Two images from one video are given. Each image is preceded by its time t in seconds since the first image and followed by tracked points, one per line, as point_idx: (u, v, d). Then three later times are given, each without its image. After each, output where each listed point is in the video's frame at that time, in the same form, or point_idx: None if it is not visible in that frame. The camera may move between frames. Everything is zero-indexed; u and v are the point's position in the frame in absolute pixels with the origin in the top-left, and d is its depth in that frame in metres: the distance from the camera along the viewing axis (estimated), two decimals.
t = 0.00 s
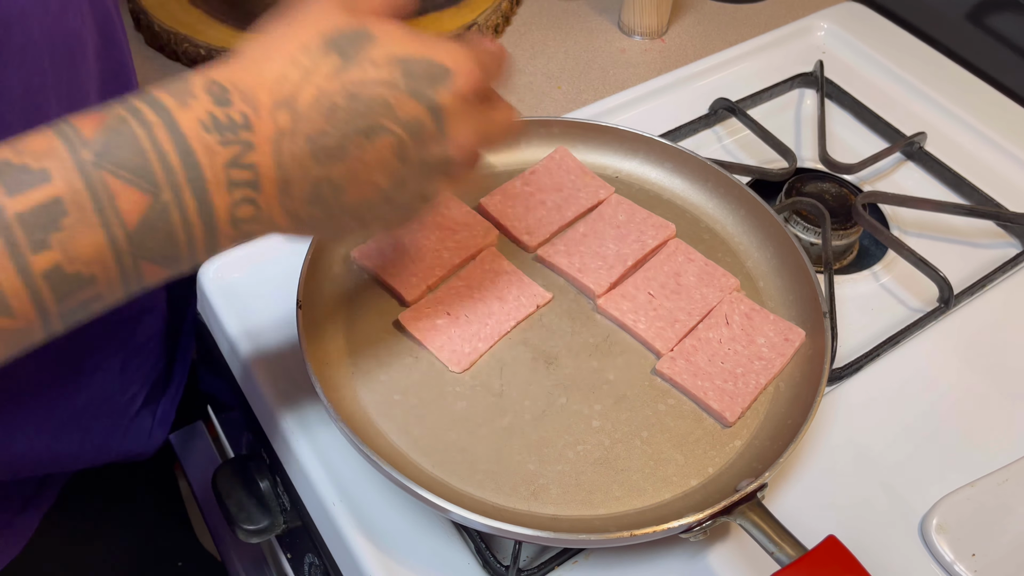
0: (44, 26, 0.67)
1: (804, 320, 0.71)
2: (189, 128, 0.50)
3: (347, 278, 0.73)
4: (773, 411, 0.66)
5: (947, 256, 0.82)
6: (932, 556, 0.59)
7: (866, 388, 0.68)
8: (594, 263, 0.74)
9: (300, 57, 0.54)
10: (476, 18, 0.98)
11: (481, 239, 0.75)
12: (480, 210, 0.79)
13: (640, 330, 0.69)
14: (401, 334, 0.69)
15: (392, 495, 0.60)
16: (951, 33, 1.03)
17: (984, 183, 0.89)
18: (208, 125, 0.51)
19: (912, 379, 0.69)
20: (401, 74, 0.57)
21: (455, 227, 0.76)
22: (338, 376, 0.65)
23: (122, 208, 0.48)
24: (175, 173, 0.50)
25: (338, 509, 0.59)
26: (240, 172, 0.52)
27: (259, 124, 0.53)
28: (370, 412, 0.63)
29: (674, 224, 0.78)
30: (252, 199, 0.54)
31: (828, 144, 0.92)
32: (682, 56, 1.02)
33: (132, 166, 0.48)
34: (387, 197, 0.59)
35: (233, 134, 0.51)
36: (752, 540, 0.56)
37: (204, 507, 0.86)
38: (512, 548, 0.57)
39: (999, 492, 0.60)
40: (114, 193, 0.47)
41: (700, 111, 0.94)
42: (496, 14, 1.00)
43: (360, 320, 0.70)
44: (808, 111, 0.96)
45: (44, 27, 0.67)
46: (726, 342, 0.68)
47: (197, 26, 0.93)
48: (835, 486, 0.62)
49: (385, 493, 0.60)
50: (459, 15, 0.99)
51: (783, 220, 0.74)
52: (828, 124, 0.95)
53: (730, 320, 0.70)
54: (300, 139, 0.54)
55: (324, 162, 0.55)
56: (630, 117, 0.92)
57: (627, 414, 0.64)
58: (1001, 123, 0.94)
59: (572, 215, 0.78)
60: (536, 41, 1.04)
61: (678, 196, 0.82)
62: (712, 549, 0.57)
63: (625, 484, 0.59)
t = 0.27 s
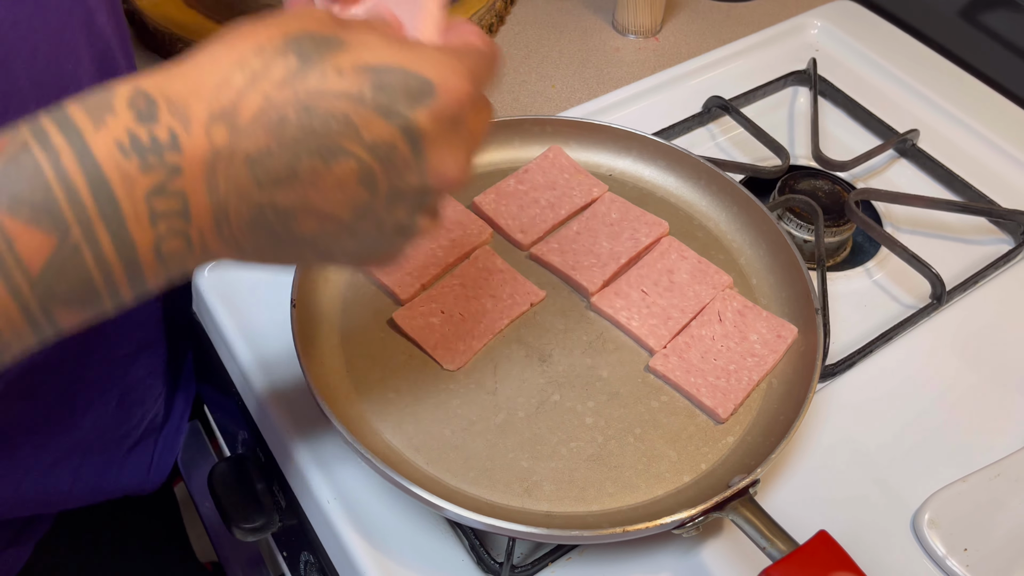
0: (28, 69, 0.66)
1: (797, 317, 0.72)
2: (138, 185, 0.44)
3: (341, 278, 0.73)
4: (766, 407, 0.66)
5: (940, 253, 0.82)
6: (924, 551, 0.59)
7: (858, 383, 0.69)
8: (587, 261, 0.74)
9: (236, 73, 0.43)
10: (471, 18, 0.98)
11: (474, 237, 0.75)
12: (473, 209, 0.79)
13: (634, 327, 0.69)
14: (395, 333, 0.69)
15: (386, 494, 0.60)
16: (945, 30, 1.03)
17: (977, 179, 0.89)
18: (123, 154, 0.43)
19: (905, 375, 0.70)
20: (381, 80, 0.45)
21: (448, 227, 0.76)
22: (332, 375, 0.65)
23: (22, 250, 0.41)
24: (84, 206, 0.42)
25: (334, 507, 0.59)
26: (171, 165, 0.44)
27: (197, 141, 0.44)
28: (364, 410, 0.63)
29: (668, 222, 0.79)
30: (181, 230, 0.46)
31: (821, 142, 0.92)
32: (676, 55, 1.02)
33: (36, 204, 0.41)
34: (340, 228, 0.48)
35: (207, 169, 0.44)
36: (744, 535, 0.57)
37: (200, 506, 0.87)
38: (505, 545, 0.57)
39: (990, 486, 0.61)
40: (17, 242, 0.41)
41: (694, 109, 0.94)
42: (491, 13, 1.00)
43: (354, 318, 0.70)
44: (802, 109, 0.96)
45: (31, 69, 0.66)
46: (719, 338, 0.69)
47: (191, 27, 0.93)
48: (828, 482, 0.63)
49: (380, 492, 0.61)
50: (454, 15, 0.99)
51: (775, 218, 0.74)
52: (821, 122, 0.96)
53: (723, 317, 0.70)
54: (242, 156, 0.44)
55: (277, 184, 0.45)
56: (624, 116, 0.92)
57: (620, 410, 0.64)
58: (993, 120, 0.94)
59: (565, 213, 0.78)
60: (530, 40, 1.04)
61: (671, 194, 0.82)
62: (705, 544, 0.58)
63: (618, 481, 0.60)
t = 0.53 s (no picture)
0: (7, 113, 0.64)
1: (790, 315, 0.72)
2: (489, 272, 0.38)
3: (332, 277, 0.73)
4: (758, 405, 0.66)
5: (934, 251, 0.82)
6: (917, 549, 0.59)
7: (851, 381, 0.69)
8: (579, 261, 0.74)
9: (610, 185, 0.46)
10: (464, 17, 0.98)
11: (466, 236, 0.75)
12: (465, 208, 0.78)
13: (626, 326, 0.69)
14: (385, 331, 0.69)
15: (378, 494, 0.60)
16: (938, 28, 1.04)
17: (970, 177, 0.89)
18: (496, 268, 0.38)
19: (897, 373, 0.70)
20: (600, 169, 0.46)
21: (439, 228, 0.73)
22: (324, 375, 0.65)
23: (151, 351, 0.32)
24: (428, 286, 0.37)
25: (326, 508, 0.59)
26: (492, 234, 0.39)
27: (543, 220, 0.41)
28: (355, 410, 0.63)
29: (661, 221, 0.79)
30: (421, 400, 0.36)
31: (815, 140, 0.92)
32: (670, 54, 1.02)
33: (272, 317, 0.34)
34: (651, 313, 0.43)
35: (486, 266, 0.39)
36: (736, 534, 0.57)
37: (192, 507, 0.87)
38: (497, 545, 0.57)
39: (984, 483, 0.60)
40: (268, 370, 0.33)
41: (687, 108, 0.94)
42: (484, 12, 1.00)
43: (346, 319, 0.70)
44: (795, 107, 0.96)
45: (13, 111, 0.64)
46: (712, 337, 0.68)
47: (184, 27, 0.93)
48: (820, 481, 0.63)
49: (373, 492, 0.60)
50: (447, 14, 0.99)
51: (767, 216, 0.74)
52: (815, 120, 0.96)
53: (716, 315, 0.70)
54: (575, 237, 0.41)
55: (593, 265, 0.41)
56: (617, 115, 0.92)
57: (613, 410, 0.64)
58: (986, 118, 0.94)
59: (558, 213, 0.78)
60: (524, 39, 1.04)
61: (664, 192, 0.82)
62: (697, 543, 0.58)
63: (610, 480, 0.60)
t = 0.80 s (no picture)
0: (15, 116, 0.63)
1: (791, 314, 0.71)
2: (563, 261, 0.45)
3: (331, 278, 0.72)
4: (760, 405, 0.65)
5: (937, 248, 0.81)
6: (922, 550, 0.58)
7: (853, 381, 0.68)
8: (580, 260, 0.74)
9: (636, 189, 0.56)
10: (462, 16, 0.98)
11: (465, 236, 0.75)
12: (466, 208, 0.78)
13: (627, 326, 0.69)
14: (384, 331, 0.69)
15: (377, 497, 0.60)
16: (939, 24, 1.03)
17: (973, 174, 0.88)
18: (578, 259, 0.46)
19: (901, 372, 0.69)
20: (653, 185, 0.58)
21: (439, 227, 0.73)
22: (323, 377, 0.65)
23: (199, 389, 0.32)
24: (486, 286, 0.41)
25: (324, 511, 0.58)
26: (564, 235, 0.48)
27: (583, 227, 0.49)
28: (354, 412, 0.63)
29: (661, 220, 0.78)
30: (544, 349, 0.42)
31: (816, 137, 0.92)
32: (669, 51, 1.02)
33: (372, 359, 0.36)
34: (691, 270, 0.54)
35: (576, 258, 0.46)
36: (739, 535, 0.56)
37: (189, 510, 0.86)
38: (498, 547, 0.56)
39: (988, 484, 0.60)
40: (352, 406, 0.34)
41: (687, 106, 0.93)
42: (483, 11, 1.00)
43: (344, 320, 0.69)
44: (796, 104, 0.95)
45: (22, 114, 0.63)
46: (713, 337, 0.68)
47: (181, 27, 0.93)
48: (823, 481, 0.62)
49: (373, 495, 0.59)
50: (445, 12, 0.99)
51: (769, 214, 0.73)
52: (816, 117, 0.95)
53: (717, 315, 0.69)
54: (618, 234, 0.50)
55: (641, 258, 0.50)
56: (617, 113, 0.91)
57: (614, 410, 0.64)
58: (989, 114, 0.94)
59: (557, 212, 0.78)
60: (523, 37, 1.04)
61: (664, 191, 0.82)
62: (699, 545, 0.57)
63: (612, 481, 0.59)
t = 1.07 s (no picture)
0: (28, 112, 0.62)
1: (785, 314, 0.72)
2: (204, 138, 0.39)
3: (328, 279, 0.73)
4: (754, 404, 0.66)
5: (930, 248, 0.82)
6: (915, 547, 0.59)
7: (847, 379, 0.68)
8: (575, 261, 0.75)
9: (389, 49, 0.44)
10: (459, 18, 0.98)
11: (462, 237, 0.75)
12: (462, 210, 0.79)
13: (622, 326, 0.70)
14: (382, 331, 0.69)
15: (374, 497, 0.60)
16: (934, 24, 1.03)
17: (967, 174, 0.89)
18: (224, 137, 0.40)
19: (894, 370, 0.70)
20: (391, 27, 0.45)
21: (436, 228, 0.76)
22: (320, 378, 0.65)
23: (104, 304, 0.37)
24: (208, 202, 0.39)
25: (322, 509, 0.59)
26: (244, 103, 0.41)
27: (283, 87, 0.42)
28: (351, 412, 0.63)
29: (656, 220, 0.79)
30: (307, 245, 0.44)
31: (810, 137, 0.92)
32: (665, 52, 1.02)
33: (144, 201, 0.37)
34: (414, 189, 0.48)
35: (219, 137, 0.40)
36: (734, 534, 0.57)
37: (190, 510, 0.87)
38: (494, 546, 0.57)
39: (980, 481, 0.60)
40: (140, 240, 0.37)
41: (683, 106, 0.94)
42: (479, 12, 1.00)
43: (341, 320, 0.70)
44: (791, 104, 0.96)
45: (38, 115, 0.63)
46: (708, 336, 0.69)
47: (179, 30, 0.93)
48: (817, 479, 0.63)
49: (370, 494, 0.60)
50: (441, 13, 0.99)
51: (763, 214, 0.74)
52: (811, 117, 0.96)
53: (712, 314, 0.70)
54: (320, 125, 0.42)
55: (357, 142, 0.43)
56: (612, 114, 0.92)
57: (609, 410, 0.64)
58: (983, 114, 0.94)
59: (553, 213, 0.78)
60: (519, 39, 1.04)
61: (660, 192, 0.82)
62: (694, 543, 0.57)
63: (606, 480, 0.60)
